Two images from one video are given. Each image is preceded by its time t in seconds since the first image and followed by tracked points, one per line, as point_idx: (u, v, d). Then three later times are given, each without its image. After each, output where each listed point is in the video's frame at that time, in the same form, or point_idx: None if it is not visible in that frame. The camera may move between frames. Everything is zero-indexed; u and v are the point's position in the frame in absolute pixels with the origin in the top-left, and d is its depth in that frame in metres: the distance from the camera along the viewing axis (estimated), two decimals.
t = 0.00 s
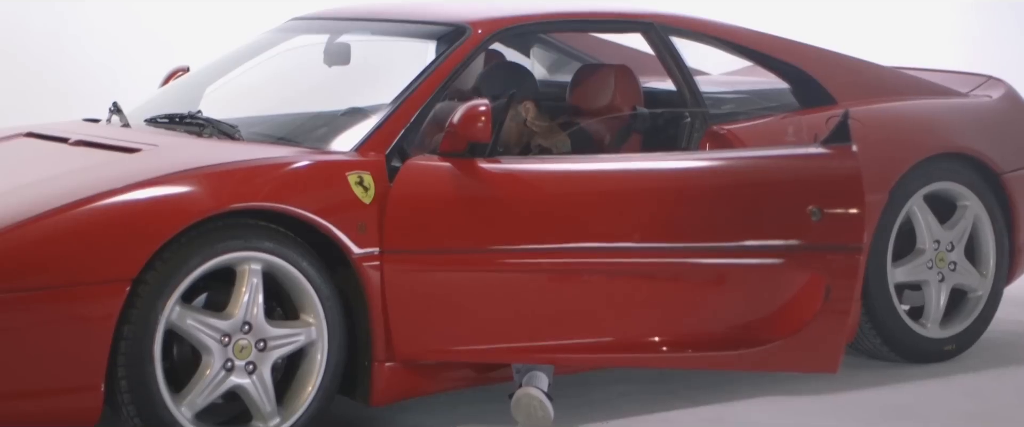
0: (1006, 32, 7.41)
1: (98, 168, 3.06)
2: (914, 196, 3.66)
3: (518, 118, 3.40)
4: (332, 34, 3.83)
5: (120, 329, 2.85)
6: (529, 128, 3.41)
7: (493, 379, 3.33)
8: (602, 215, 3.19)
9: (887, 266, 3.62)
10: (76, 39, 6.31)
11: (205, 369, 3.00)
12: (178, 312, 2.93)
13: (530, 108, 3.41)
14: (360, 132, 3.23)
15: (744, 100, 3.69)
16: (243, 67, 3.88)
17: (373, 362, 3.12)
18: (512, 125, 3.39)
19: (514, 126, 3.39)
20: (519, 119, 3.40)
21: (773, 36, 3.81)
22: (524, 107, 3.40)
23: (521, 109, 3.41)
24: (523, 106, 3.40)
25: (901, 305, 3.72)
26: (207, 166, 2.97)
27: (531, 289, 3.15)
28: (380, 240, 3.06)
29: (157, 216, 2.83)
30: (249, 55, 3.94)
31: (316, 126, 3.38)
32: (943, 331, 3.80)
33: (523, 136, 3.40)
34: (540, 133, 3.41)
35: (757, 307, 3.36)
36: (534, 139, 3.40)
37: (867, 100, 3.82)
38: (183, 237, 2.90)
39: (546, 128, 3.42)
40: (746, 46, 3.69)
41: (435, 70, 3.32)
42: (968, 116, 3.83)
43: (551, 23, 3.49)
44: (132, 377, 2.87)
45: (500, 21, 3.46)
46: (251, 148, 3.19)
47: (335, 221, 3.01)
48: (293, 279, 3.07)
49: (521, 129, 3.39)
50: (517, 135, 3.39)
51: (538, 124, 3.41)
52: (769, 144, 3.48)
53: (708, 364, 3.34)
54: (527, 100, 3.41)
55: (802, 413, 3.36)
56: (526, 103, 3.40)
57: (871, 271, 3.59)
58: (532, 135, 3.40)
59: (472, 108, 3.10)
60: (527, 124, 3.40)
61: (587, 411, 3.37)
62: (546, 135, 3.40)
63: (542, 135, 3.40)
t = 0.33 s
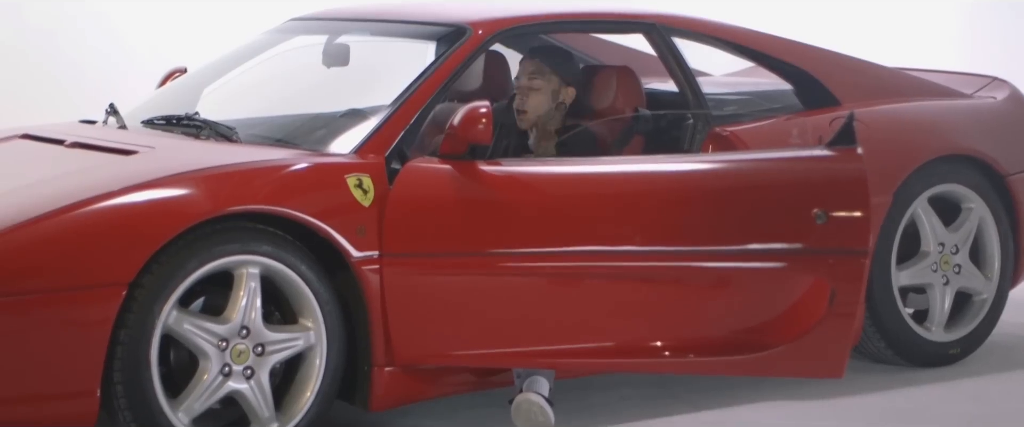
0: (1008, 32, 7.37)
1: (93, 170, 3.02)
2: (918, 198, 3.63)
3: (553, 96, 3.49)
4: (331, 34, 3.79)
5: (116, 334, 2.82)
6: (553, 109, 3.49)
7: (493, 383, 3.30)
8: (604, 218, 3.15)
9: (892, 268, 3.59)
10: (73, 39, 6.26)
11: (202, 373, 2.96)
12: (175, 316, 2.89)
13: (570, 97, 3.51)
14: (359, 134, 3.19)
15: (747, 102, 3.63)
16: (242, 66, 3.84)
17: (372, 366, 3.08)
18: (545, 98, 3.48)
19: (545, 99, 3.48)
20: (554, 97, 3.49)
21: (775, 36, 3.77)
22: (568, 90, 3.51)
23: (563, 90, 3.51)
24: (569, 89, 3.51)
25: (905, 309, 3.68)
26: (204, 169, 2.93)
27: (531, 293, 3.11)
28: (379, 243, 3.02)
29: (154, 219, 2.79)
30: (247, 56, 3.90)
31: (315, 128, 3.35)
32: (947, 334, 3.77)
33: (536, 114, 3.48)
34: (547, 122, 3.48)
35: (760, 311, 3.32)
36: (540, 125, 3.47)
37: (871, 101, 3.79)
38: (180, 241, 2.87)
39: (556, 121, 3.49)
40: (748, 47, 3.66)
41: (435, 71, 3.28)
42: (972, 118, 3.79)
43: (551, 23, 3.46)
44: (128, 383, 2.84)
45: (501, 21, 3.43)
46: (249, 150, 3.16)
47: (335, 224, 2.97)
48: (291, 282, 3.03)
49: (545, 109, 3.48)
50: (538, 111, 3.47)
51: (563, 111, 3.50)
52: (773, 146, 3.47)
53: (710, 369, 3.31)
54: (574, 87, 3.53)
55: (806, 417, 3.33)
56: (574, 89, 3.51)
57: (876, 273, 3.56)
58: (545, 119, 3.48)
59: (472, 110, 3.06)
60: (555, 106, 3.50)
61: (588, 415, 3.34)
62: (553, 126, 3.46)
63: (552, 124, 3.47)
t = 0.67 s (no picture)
0: (1010, 33, 7.39)
1: (88, 174, 2.98)
2: (924, 201, 3.59)
3: (574, 102, 3.47)
4: (330, 36, 3.75)
5: (111, 340, 2.77)
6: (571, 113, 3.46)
7: (494, 390, 3.25)
8: (605, 222, 3.11)
9: (897, 272, 3.55)
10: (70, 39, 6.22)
11: (198, 380, 2.92)
12: (171, 322, 2.85)
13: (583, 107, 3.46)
14: (358, 136, 3.15)
15: (750, 104, 3.58)
16: (243, 65, 3.80)
17: (371, 373, 3.04)
18: (570, 103, 3.47)
19: (570, 104, 3.47)
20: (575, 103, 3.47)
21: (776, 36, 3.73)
22: (585, 99, 3.47)
23: (580, 98, 3.47)
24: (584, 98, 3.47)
25: (910, 313, 3.64)
26: (201, 172, 2.89)
27: (532, 298, 3.07)
28: (378, 248, 2.98)
29: (148, 223, 2.75)
30: (244, 57, 3.85)
31: (314, 130, 3.30)
32: (953, 339, 3.73)
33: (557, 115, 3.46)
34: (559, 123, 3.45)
35: (764, 316, 3.28)
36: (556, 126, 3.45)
37: (876, 102, 3.75)
38: (175, 245, 2.82)
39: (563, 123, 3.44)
40: (752, 48, 3.62)
41: (434, 73, 3.24)
42: (977, 120, 3.75)
43: (552, 24, 3.42)
44: (123, 390, 2.79)
45: (501, 22, 3.38)
46: (246, 153, 3.11)
47: (333, 228, 2.93)
48: (289, 287, 2.99)
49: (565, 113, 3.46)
50: (561, 114, 3.45)
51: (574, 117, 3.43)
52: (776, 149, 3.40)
53: (713, 375, 3.26)
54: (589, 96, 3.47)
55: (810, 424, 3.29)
56: (589, 98, 3.47)
57: (881, 277, 3.52)
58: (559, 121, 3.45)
59: (472, 112, 3.02)
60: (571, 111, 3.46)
61: (589, 422, 3.29)
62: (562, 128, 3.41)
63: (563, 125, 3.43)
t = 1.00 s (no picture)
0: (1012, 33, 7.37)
1: (81, 178, 2.92)
2: (930, 205, 3.54)
3: (564, 96, 3.38)
4: (327, 36, 3.69)
5: (105, 347, 2.72)
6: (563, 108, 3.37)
7: (494, 397, 3.20)
8: (607, 227, 3.06)
9: (903, 277, 3.50)
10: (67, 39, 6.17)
11: (193, 388, 2.86)
12: (165, 329, 2.80)
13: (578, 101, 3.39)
14: (356, 139, 3.10)
15: (754, 106, 3.53)
16: (252, 59, 3.75)
17: (370, 380, 2.99)
18: (558, 96, 3.37)
19: (560, 97, 3.37)
20: (566, 96, 3.38)
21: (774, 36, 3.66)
22: (577, 93, 3.39)
23: (571, 93, 3.39)
24: (577, 92, 3.39)
25: (916, 318, 3.59)
26: (196, 175, 2.84)
27: (533, 304, 3.02)
28: (376, 253, 2.93)
29: (142, 228, 2.70)
30: (240, 58, 3.80)
31: (312, 132, 3.25)
32: (960, 344, 3.67)
33: (548, 110, 3.36)
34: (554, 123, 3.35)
35: (769, 322, 3.23)
36: (549, 123, 3.35)
37: (881, 104, 3.69)
38: (170, 250, 2.77)
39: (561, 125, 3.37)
40: (756, 49, 3.56)
41: (433, 74, 3.19)
42: (983, 122, 3.70)
43: (553, 25, 3.36)
44: (116, 398, 2.74)
45: (500, 23, 3.33)
46: (242, 157, 3.06)
47: (331, 232, 2.89)
48: (285, 293, 2.93)
49: (556, 108, 3.36)
50: (551, 108, 3.35)
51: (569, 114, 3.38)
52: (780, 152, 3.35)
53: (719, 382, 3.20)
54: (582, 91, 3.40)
55: None
56: (582, 93, 3.39)
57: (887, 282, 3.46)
58: (554, 119, 3.35)
59: (473, 115, 2.96)
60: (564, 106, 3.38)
61: None
62: (560, 126, 3.34)
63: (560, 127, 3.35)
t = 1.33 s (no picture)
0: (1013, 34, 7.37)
1: (73, 182, 2.86)
2: (938, 209, 3.49)
3: (554, 95, 3.31)
4: (324, 37, 3.61)
5: (97, 356, 2.66)
6: (554, 107, 3.32)
7: (494, 406, 3.14)
8: (609, 232, 3.00)
9: (910, 282, 3.44)
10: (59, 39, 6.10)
11: (187, 397, 2.80)
12: (158, 337, 2.73)
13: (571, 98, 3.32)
14: (353, 142, 3.04)
15: (758, 108, 3.47)
16: (253, 58, 3.70)
17: (367, 389, 2.94)
18: (547, 97, 3.30)
19: (548, 97, 3.30)
20: (555, 96, 3.31)
21: (786, 39, 3.61)
22: (567, 91, 3.31)
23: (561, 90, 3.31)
24: (568, 90, 3.31)
25: (923, 324, 3.54)
26: (191, 180, 2.78)
27: (534, 311, 2.96)
28: (375, 259, 2.88)
29: (135, 234, 2.64)
30: (235, 60, 3.74)
31: (308, 136, 3.18)
32: (968, 350, 3.62)
33: (538, 111, 3.31)
34: (547, 123, 3.33)
35: (776, 330, 3.17)
36: (541, 124, 3.32)
37: (889, 106, 3.63)
38: (164, 257, 2.71)
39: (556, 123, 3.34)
40: (763, 51, 3.50)
41: (433, 76, 3.12)
42: (991, 124, 3.64)
43: (554, 26, 3.31)
44: (109, 408, 2.68)
45: (501, 24, 3.26)
46: (237, 160, 3.00)
47: (329, 238, 2.83)
48: (281, 301, 2.87)
49: (547, 108, 3.31)
50: (540, 110, 3.31)
51: (563, 112, 3.33)
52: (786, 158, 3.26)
53: (724, 391, 3.15)
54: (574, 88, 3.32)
55: None
56: (573, 90, 3.31)
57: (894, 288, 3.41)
58: (545, 120, 3.32)
59: (474, 118, 2.89)
60: (556, 104, 3.32)
61: None
62: (554, 126, 3.33)
63: (554, 128, 3.33)
